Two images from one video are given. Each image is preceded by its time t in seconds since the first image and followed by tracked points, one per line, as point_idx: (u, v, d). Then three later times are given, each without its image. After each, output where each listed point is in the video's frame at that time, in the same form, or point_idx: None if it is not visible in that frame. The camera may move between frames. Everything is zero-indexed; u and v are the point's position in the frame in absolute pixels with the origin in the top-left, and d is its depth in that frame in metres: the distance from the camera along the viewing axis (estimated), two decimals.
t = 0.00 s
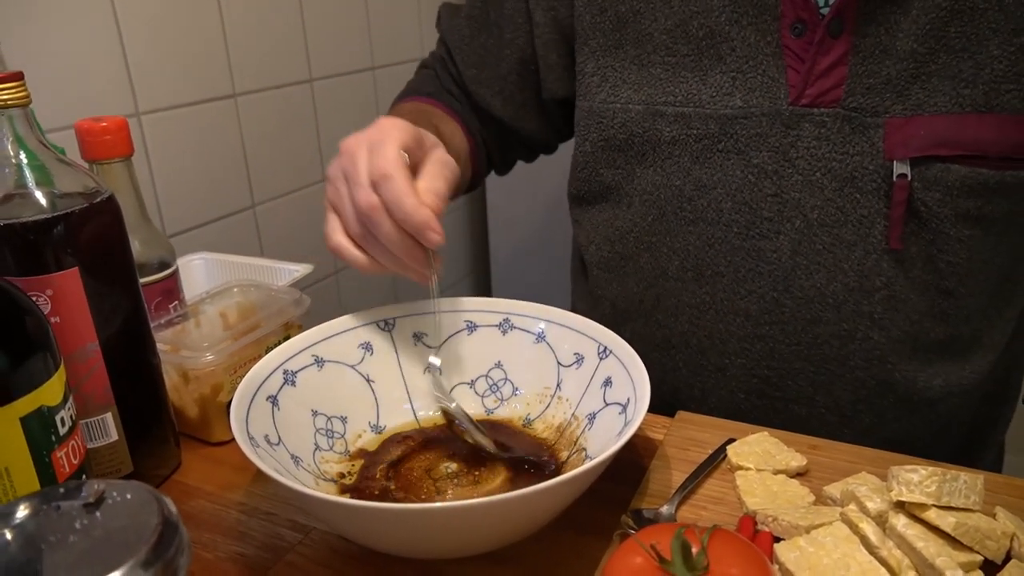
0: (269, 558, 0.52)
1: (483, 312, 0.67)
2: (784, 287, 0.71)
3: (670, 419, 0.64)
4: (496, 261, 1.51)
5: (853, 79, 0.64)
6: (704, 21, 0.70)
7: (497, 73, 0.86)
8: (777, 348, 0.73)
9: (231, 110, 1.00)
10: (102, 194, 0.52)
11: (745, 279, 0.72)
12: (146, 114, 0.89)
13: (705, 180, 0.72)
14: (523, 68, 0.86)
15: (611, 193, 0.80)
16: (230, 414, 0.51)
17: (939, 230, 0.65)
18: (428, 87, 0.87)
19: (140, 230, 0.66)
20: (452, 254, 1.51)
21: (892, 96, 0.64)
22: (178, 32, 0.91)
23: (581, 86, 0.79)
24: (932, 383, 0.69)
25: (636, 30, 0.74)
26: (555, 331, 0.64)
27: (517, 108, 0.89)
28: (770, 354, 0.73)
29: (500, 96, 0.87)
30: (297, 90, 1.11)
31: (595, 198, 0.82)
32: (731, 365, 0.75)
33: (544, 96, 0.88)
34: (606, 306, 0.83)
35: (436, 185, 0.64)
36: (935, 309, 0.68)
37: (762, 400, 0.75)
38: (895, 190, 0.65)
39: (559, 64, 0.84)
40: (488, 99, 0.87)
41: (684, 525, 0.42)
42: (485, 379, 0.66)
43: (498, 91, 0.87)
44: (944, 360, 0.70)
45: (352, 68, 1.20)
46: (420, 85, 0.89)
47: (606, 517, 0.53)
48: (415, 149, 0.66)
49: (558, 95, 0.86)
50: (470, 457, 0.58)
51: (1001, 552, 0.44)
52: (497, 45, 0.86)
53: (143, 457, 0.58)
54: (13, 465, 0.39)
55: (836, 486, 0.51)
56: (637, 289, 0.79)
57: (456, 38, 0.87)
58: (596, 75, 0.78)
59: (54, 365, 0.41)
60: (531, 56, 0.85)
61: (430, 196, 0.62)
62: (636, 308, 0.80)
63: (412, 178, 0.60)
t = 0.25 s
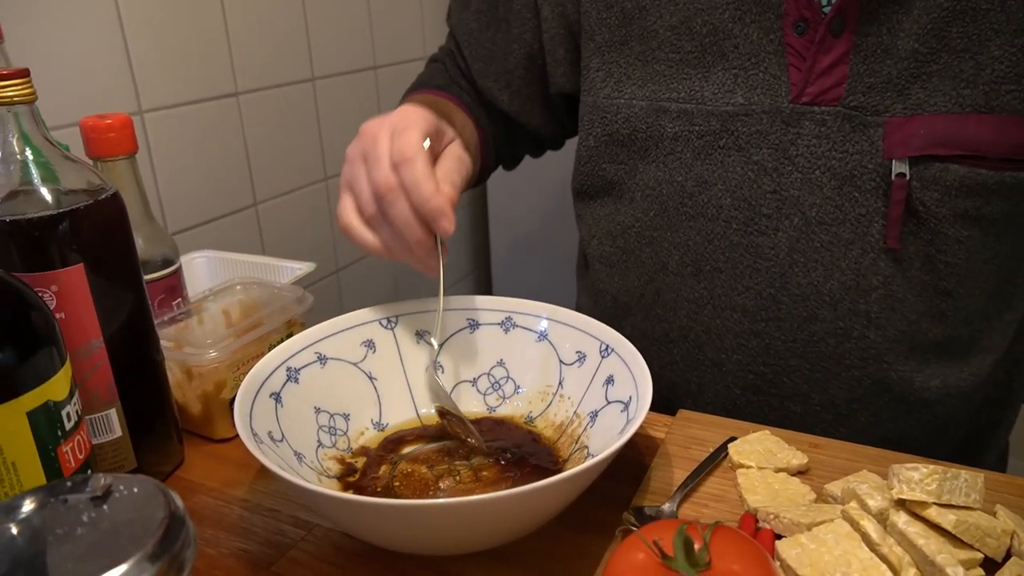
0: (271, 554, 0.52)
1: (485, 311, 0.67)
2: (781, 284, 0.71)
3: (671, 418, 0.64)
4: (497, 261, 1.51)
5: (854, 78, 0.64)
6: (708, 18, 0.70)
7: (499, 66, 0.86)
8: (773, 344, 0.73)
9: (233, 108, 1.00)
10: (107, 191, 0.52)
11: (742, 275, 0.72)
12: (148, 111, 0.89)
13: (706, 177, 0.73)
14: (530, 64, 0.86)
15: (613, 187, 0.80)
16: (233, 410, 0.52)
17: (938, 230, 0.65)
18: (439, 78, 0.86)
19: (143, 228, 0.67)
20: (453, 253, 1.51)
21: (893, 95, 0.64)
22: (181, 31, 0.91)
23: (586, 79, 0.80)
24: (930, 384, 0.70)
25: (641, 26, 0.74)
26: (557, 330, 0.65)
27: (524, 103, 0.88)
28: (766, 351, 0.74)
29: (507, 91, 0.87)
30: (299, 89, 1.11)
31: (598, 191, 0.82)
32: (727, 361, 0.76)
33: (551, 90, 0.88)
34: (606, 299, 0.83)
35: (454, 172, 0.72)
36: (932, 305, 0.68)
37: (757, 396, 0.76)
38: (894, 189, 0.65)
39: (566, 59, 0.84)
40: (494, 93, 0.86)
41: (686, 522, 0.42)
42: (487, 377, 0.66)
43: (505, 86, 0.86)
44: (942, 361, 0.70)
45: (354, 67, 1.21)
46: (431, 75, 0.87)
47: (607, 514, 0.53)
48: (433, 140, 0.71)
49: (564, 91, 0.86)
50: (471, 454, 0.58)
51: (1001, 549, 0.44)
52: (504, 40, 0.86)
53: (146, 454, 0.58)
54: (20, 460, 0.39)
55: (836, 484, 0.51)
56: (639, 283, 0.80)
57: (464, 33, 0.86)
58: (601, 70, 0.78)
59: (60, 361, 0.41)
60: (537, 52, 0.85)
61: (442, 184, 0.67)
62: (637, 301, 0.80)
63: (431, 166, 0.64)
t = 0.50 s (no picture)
0: (275, 553, 0.52)
1: (488, 312, 0.67)
2: (790, 288, 0.71)
3: (672, 420, 0.64)
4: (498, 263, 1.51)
5: (867, 83, 0.65)
6: (722, 23, 0.71)
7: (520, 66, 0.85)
8: (782, 347, 0.73)
9: (237, 109, 1.01)
10: (115, 191, 0.53)
11: (751, 278, 0.73)
12: (154, 112, 0.89)
13: (717, 179, 0.73)
14: (550, 63, 0.87)
15: (627, 188, 0.80)
16: (239, 410, 0.52)
17: (948, 238, 0.66)
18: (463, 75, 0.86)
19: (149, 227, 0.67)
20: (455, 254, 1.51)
21: (906, 101, 0.64)
22: (187, 32, 0.92)
23: (601, 81, 0.80)
24: (939, 392, 0.70)
25: (656, 29, 0.75)
26: (560, 331, 0.65)
27: (545, 103, 0.88)
28: (774, 354, 0.74)
29: (528, 90, 0.87)
30: (303, 91, 1.11)
31: (613, 192, 0.82)
32: (736, 364, 0.76)
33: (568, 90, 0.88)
34: (619, 298, 0.83)
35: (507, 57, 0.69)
36: (940, 311, 0.68)
37: (764, 399, 0.76)
38: (905, 196, 0.65)
39: (580, 60, 0.85)
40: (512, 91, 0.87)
41: (690, 522, 0.43)
42: (490, 378, 0.66)
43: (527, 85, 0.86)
44: (951, 368, 0.70)
45: (357, 69, 1.21)
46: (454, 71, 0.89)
47: (610, 515, 0.53)
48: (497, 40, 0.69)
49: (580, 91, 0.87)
50: (473, 455, 0.58)
51: (1002, 552, 0.44)
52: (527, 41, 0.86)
53: (151, 452, 0.58)
54: (29, 457, 0.40)
55: (838, 487, 0.51)
56: (650, 284, 0.79)
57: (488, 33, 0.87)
58: (615, 73, 0.78)
59: (69, 359, 0.41)
60: (557, 53, 0.86)
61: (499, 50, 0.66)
62: (647, 304, 0.80)
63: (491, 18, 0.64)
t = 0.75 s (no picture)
0: (276, 555, 0.52)
1: (489, 314, 0.68)
2: (811, 289, 0.72)
3: (672, 422, 0.64)
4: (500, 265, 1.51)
5: (892, 84, 0.65)
6: (747, 25, 0.71)
7: (546, 69, 0.86)
8: (803, 349, 0.74)
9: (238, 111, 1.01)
10: (116, 193, 0.53)
11: (773, 278, 0.74)
12: (155, 114, 0.89)
13: (741, 180, 0.73)
14: (575, 67, 0.86)
15: (652, 190, 0.80)
16: (240, 412, 0.52)
17: (972, 240, 0.65)
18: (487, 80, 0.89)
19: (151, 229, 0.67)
20: (456, 256, 1.51)
21: (932, 103, 0.64)
22: (187, 35, 0.92)
23: (624, 82, 0.80)
24: (963, 396, 0.69)
25: (680, 30, 0.75)
26: (561, 333, 0.65)
27: (569, 106, 0.88)
28: (795, 356, 0.75)
29: (555, 94, 0.87)
30: (303, 93, 1.11)
31: (637, 194, 0.82)
32: (756, 365, 0.77)
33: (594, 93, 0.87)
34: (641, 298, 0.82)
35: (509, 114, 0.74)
36: (955, 313, 0.68)
37: (784, 401, 0.78)
38: (930, 197, 0.65)
39: (606, 63, 0.84)
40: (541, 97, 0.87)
41: (690, 524, 0.43)
42: (491, 380, 0.66)
43: (551, 87, 0.86)
44: (974, 371, 0.69)
45: (358, 71, 1.21)
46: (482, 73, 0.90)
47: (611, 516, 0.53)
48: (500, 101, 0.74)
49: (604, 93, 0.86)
50: (474, 457, 0.58)
51: (1002, 553, 0.44)
52: (552, 44, 0.86)
53: (152, 454, 0.58)
54: (31, 458, 0.40)
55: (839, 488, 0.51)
56: (672, 285, 0.79)
57: (513, 34, 0.87)
58: (639, 74, 0.78)
59: (70, 360, 0.41)
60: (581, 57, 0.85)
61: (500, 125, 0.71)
62: (669, 302, 0.80)
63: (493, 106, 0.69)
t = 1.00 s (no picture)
0: (276, 559, 0.52)
1: (490, 316, 0.67)
2: (854, 292, 0.71)
3: (674, 425, 0.64)
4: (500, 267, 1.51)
5: (948, 87, 0.64)
6: (794, 26, 0.71)
7: (579, 70, 0.87)
8: (844, 353, 0.73)
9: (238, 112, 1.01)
10: (115, 195, 0.53)
11: (816, 280, 0.73)
12: (155, 116, 0.89)
13: (786, 182, 0.73)
14: (609, 68, 0.87)
15: (696, 190, 0.80)
16: (241, 414, 0.52)
17: None
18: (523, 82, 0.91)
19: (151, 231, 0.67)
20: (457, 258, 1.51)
21: (989, 106, 0.64)
22: (188, 37, 0.92)
23: (667, 85, 0.80)
24: (1003, 398, 0.69)
25: (723, 32, 0.75)
26: (562, 336, 0.65)
27: (601, 106, 0.89)
28: (835, 360, 0.74)
29: (587, 95, 0.88)
30: (303, 95, 1.11)
31: (678, 194, 0.82)
32: (795, 367, 0.76)
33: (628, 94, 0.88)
34: (675, 297, 0.82)
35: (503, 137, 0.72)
36: (972, 317, 0.68)
37: (823, 406, 0.76)
38: (988, 201, 0.64)
39: (643, 65, 0.84)
40: (573, 98, 0.88)
41: (694, 528, 0.42)
42: (492, 383, 0.66)
43: (584, 88, 0.87)
44: (993, 379, 0.70)
45: (359, 73, 1.21)
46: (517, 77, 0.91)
47: (614, 520, 0.53)
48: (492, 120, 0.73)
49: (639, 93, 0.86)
50: (475, 460, 0.58)
51: (1008, 558, 0.44)
52: (586, 44, 0.86)
53: (151, 456, 0.58)
54: (30, 460, 0.40)
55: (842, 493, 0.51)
56: (708, 283, 0.79)
57: (546, 36, 0.88)
58: (681, 76, 0.78)
59: (70, 363, 0.41)
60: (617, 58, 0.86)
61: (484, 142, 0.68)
62: (704, 301, 0.80)
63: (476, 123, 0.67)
